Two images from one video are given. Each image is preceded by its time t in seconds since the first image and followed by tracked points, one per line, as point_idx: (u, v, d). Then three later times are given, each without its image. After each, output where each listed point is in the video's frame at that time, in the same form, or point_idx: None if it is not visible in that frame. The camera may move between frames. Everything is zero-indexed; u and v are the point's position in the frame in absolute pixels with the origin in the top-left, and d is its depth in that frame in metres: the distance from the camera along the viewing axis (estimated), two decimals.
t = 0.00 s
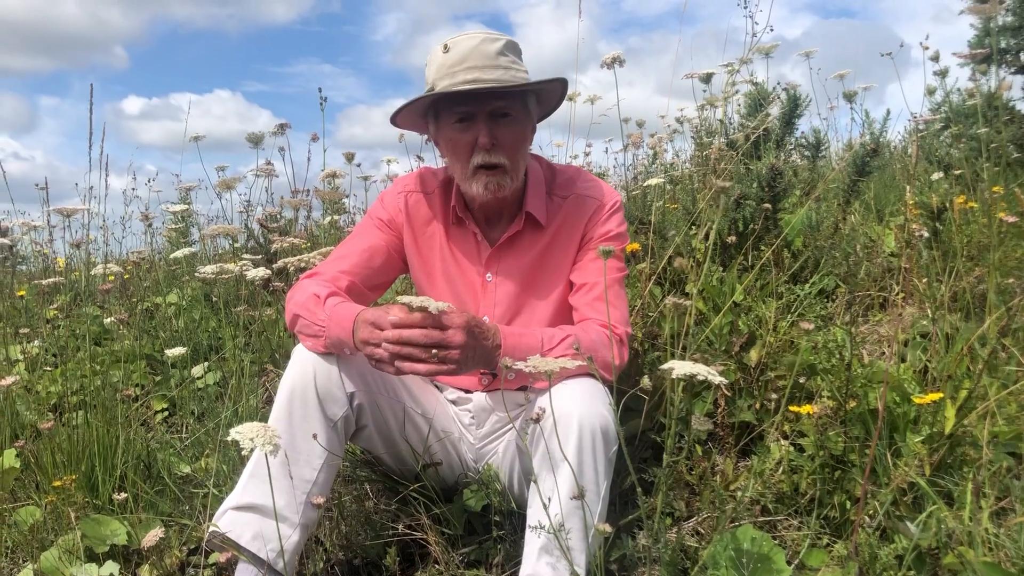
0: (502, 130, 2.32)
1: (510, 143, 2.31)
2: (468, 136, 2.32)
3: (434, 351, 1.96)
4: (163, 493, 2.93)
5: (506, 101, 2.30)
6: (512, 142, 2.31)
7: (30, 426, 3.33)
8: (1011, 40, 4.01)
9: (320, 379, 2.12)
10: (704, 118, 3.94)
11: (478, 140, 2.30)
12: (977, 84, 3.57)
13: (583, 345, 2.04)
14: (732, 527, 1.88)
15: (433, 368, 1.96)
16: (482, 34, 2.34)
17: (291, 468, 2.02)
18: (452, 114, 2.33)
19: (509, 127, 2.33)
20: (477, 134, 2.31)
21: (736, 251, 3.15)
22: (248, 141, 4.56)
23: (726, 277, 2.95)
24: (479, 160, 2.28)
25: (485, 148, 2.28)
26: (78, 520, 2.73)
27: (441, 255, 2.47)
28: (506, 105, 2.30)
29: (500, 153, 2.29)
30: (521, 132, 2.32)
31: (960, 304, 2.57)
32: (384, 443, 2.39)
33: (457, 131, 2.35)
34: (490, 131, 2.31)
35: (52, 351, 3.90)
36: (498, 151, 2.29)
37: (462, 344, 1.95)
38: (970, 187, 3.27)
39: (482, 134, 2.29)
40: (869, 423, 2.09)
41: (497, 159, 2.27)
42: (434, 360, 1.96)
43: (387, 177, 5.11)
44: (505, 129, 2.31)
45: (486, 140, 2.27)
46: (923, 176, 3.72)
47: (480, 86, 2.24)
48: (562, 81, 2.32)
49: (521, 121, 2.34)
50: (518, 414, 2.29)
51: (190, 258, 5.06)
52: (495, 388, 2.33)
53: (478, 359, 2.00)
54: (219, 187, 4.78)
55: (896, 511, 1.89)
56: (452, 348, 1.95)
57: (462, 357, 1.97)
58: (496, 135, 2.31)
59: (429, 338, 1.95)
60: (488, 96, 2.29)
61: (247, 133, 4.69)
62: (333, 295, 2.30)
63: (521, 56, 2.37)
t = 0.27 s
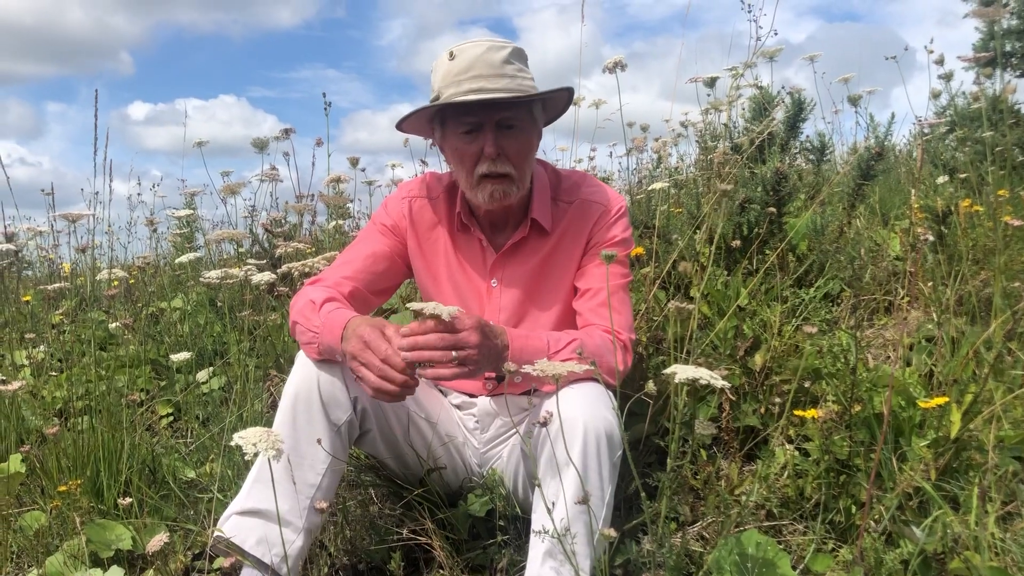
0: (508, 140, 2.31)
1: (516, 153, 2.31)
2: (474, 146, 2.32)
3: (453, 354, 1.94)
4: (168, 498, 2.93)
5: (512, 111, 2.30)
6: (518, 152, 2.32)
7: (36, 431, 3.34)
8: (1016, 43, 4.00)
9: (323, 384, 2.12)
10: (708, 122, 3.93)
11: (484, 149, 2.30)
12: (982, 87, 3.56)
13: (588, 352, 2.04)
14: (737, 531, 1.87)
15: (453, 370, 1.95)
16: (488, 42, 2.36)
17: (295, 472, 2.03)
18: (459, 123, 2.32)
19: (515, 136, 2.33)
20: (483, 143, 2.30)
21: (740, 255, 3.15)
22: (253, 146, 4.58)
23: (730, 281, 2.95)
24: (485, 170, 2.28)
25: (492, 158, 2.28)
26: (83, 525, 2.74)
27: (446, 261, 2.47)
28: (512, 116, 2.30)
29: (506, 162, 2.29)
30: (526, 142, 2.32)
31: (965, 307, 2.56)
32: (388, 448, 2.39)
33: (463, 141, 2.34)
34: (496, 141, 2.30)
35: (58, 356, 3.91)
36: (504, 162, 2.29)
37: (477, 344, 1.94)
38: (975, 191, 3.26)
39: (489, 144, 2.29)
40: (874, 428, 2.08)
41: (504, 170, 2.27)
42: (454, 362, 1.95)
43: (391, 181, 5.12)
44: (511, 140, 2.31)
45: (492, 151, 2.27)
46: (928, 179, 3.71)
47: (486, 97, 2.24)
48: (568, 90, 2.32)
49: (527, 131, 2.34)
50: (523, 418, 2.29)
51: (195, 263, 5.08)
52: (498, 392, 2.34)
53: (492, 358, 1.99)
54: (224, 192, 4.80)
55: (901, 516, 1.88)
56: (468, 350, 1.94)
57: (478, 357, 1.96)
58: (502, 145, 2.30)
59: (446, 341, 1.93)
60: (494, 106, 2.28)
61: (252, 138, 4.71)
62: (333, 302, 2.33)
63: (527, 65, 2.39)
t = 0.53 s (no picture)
0: (511, 151, 2.31)
1: (519, 163, 2.32)
2: (478, 157, 2.31)
3: (458, 366, 1.98)
4: (170, 502, 2.93)
5: (516, 123, 2.30)
6: (521, 162, 2.32)
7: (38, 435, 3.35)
8: (1018, 46, 4.00)
9: (325, 388, 2.12)
10: (709, 125, 3.94)
11: (488, 160, 2.30)
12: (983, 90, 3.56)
13: (589, 356, 2.04)
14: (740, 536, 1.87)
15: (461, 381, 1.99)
16: (491, 51, 2.37)
17: (297, 476, 2.03)
18: (462, 135, 2.32)
19: (518, 147, 2.33)
20: (487, 155, 2.30)
21: (742, 259, 3.16)
22: (255, 150, 4.59)
23: (732, 285, 2.95)
24: (488, 180, 2.28)
25: (495, 169, 2.28)
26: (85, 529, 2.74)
27: (447, 267, 2.47)
28: (515, 127, 2.30)
29: (509, 172, 2.29)
30: (529, 153, 2.32)
31: (968, 310, 2.56)
32: (390, 452, 2.39)
33: (467, 151, 2.34)
34: (500, 153, 2.30)
35: (60, 360, 3.92)
36: (507, 172, 2.29)
37: (479, 354, 1.96)
38: (977, 194, 3.26)
39: (492, 155, 2.29)
40: (876, 431, 2.08)
41: (506, 179, 2.27)
42: (461, 373, 1.99)
43: (393, 185, 5.13)
44: (514, 151, 2.31)
45: (496, 162, 2.27)
46: (929, 182, 3.71)
47: (491, 108, 2.24)
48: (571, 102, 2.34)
49: (530, 141, 2.34)
50: (524, 422, 2.29)
51: (197, 266, 5.09)
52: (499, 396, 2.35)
53: (496, 361, 2.00)
54: (227, 196, 4.81)
55: (903, 520, 1.88)
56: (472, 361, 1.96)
57: (483, 366, 1.98)
58: (506, 156, 2.30)
59: (449, 354, 1.95)
60: (498, 118, 2.27)
61: (254, 142, 4.72)
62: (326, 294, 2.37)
63: (530, 73, 2.40)
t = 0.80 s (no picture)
0: (516, 163, 2.28)
1: (524, 175, 2.30)
2: (482, 169, 2.28)
3: (454, 388, 2.00)
4: (171, 504, 2.93)
5: (521, 136, 2.26)
6: (525, 173, 2.30)
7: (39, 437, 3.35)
8: (1017, 48, 4.01)
9: (328, 391, 2.12)
10: (709, 127, 3.94)
11: (493, 173, 2.27)
12: (983, 91, 3.56)
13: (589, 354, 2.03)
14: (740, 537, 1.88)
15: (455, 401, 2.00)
16: (490, 60, 2.36)
17: (299, 479, 2.03)
18: (466, 149, 2.27)
19: (522, 158, 2.30)
20: (492, 168, 2.27)
21: (742, 260, 3.16)
22: (255, 152, 4.60)
23: (732, 287, 2.95)
24: (493, 194, 2.26)
25: (501, 183, 2.26)
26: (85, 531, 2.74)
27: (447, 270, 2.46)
28: (519, 140, 2.25)
29: (515, 185, 2.28)
30: (533, 163, 2.30)
31: (968, 311, 2.56)
32: (391, 454, 2.38)
33: (470, 163, 2.29)
34: (505, 166, 2.27)
35: (61, 362, 3.93)
36: (512, 184, 2.27)
37: (477, 374, 1.99)
38: (977, 195, 3.26)
39: (497, 169, 2.26)
40: (877, 433, 2.08)
41: (509, 192, 2.26)
42: (455, 395, 2.00)
43: (393, 187, 5.13)
44: (520, 164, 2.28)
45: (502, 178, 2.25)
46: (929, 183, 3.72)
47: (496, 124, 2.21)
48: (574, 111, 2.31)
49: (534, 151, 2.31)
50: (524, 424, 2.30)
51: (198, 268, 5.09)
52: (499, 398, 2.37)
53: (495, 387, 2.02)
54: (227, 198, 4.81)
55: (904, 521, 1.88)
56: (468, 381, 1.99)
57: (479, 388, 2.00)
58: (511, 169, 2.28)
59: (447, 374, 1.99)
60: (503, 133, 2.22)
61: (254, 145, 4.72)
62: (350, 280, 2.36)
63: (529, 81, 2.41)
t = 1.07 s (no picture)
0: (532, 168, 2.25)
1: (539, 181, 2.27)
2: (498, 175, 2.24)
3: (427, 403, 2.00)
4: (169, 505, 2.93)
5: (540, 143, 2.21)
6: (540, 179, 2.27)
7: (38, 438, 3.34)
8: (1015, 48, 4.01)
9: (323, 390, 2.12)
10: (708, 127, 3.94)
11: (509, 179, 2.24)
12: (982, 91, 3.56)
13: (580, 348, 2.03)
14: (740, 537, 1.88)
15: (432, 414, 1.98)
16: (508, 61, 2.28)
17: (297, 479, 2.03)
18: (483, 154, 2.22)
19: (538, 165, 2.26)
20: (508, 173, 2.23)
21: (741, 261, 3.16)
22: (254, 152, 4.59)
23: (731, 287, 2.95)
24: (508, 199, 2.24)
25: (517, 188, 2.24)
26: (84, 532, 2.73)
27: (457, 270, 2.48)
28: (536, 146, 2.21)
29: (529, 191, 2.25)
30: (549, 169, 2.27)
31: (967, 311, 2.56)
32: (390, 455, 2.39)
33: (486, 168, 2.25)
34: (521, 172, 2.23)
35: (59, 362, 3.92)
36: (527, 190, 2.25)
37: (438, 375, 2.01)
38: (976, 195, 3.27)
39: (514, 175, 2.22)
40: (876, 433, 2.08)
41: (524, 199, 2.24)
42: (430, 407, 1.99)
43: (392, 187, 5.13)
44: (536, 171, 2.24)
45: (518, 184, 2.22)
46: (928, 183, 3.72)
47: (517, 133, 2.16)
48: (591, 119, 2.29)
49: (550, 157, 2.27)
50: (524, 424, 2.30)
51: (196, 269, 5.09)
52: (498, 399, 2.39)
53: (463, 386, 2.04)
54: (226, 198, 4.81)
55: (903, 522, 1.88)
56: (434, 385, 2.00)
57: (447, 389, 2.01)
58: (528, 175, 2.24)
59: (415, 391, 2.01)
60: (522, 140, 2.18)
61: (252, 144, 4.72)
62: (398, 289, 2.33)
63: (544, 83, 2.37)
